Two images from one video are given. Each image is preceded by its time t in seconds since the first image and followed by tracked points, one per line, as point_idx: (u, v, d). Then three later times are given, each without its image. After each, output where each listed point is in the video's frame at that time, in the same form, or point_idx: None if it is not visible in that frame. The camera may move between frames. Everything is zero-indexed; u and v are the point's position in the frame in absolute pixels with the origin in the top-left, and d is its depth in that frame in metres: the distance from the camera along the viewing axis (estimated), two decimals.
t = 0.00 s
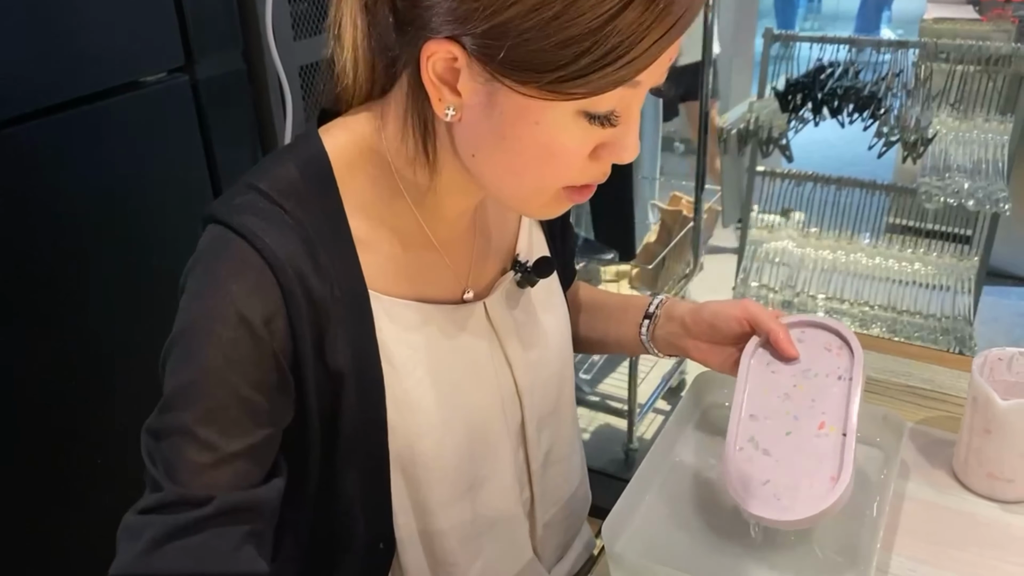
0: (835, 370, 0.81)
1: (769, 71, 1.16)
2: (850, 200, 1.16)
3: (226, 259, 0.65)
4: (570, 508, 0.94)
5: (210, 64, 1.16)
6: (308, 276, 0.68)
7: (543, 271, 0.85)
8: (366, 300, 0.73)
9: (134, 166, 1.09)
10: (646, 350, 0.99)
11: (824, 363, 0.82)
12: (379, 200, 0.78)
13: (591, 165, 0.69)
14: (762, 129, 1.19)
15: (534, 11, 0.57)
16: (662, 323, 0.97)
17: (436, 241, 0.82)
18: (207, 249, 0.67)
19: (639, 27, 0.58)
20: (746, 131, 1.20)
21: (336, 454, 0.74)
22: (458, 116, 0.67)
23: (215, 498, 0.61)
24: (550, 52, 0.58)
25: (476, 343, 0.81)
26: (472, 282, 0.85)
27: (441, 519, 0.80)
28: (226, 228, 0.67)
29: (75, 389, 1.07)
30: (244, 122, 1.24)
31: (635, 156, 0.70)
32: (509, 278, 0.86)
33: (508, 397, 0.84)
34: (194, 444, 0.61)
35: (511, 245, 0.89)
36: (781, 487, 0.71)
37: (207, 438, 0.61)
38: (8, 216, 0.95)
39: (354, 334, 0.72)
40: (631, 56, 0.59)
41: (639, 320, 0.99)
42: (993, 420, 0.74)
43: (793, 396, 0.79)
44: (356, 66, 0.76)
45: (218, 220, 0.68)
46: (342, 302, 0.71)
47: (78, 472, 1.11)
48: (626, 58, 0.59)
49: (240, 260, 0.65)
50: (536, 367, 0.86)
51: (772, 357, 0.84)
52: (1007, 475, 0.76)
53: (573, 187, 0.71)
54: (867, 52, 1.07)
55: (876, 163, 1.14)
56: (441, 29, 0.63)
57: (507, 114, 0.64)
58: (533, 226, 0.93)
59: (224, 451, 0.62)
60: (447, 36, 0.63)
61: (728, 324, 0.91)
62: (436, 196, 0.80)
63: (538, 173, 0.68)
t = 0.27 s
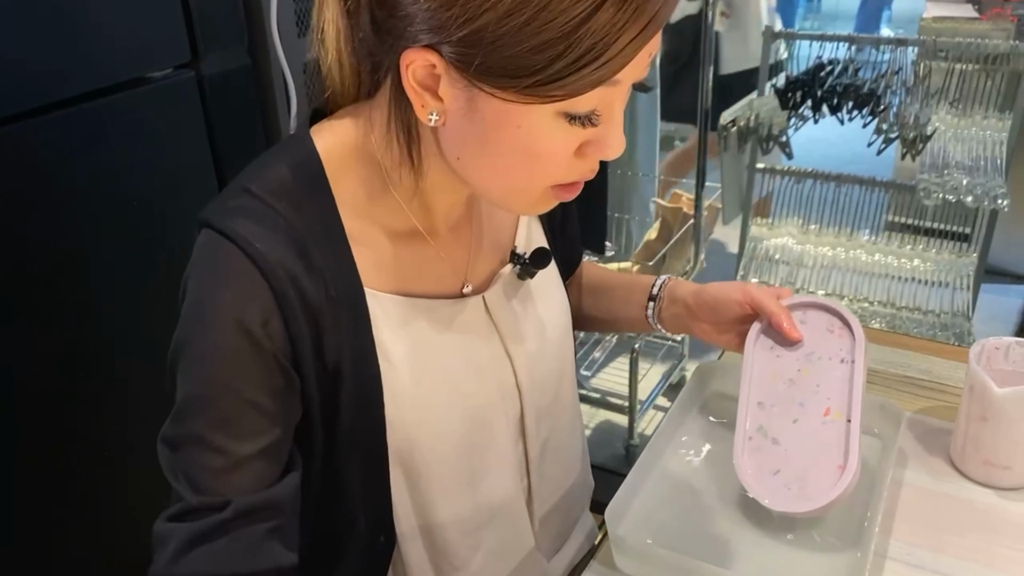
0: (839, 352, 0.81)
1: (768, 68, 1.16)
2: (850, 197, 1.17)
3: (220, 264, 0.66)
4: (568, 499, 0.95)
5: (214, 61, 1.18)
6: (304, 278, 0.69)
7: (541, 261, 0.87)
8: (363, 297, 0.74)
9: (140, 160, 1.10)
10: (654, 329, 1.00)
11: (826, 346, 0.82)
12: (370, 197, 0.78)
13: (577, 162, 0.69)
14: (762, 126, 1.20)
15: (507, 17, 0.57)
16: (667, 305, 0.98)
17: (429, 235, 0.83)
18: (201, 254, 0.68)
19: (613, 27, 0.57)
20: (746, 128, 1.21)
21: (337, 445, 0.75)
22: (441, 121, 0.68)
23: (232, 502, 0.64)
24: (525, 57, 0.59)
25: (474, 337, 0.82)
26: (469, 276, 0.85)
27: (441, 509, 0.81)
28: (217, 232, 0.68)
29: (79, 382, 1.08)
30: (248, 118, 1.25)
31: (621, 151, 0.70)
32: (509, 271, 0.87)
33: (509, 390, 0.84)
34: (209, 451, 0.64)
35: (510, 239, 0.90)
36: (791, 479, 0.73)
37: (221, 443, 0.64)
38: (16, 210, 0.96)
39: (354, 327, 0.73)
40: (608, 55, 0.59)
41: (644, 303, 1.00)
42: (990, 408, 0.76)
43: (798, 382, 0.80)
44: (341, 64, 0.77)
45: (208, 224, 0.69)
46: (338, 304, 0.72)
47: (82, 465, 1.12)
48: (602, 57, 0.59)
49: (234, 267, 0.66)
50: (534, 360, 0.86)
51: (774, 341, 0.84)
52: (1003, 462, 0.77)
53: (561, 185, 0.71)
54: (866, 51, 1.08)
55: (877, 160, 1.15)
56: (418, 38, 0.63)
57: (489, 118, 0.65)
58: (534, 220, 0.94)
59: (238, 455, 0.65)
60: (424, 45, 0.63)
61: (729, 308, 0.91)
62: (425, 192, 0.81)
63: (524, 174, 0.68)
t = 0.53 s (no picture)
0: (847, 322, 0.83)
1: (770, 66, 1.17)
2: (850, 195, 1.18)
3: (212, 277, 0.67)
4: (571, 495, 0.95)
5: (217, 59, 1.18)
6: (297, 292, 0.69)
7: (540, 261, 0.87)
8: (358, 301, 0.73)
9: (144, 159, 1.10)
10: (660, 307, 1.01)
11: (835, 315, 0.83)
12: (363, 198, 0.77)
13: (576, 154, 0.69)
14: (763, 124, 1.20)
15: (494, 24, 0.56)
16: (673, 285, 0.98)
17: (427, 237, 0.82)
18: (192, 268, 0.68)
19: (604, 24, 0.56)
20: (749, 126, 1.20)
21: (339, 443, 0.76)
22: (435, 127, 0.67)
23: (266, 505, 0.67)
24: (515, 62, 0.58)
25: (473, 335, 0.82)
26: (466, 276, 0.85)
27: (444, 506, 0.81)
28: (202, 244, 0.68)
29: (84, 380, 1.09)
30: (251, 116, 1.26)
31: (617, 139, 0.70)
32: (507, 271, 0.86)
33: (509, 389, 0.84)
34: (238, 459, 0.67)
35: (510, 237, 0.90)
36: (808, 452, 0.75)
37: (248, 450, 0.67)
38: (21, 206, 0.96)
39: (353, 325, 0.73)
40: (600, 52, 0.58)
41: (650, 282, 1.00)
42: (992, 403, 0.76)
43: (809, 354, 0.81)
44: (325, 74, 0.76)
45: (195, 234, 0.69)
46: (336, 309, 0.72)
47: (87, 464, 1.12)
48: (595, 56, 0.58)
49: (224, 282, 0.66)
50: (534, 359, 0.86)
51: (784, 314, 0.85)
52: (1005, 457, 0.78)
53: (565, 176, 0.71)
54: (866, 49, 1.08)
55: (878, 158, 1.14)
56: (404, 52, 0.62)
57: (483, 122, 0.64)
58: (534, 218, 0.94)
59: (266, 457, 0.67)
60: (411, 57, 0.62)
61: (737, 283, 0.92)
62: (420, 197, 0.79)
63: (521, 174, 0.68)
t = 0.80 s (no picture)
0: (849, 313, 0.81)
1: (773, 65, 1.17)
2: (853, 196, 1.16)
3: (211, 288, 0.67)
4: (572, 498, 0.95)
5: (217, 61, 1.18)
6: (297, 301, 0.69)
7: (541, 267, 0.86)
8: (359, 309, 0.73)
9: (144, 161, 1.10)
10: (661, 300, 1.00)
11: (837, 305, 0.81)
12: (362, 206, 0.77)
13: (569, 163, 0.68)
14: (764, 125, 1.21)
15: (479, 37, 0.56)
16: (675, 273, 0.98)
17: (426, 245, 0.82)
18: (190, 278, 0.68)
19: (590, 35, 0.56)
20: (749, 126, 1.21)
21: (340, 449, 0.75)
22: (425, 138, 0.67)
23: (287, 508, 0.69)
24: (500, 75, 0.57)
25: (474, 339, 0.82)
26: (467, 283, 0.85)
27: (445, 512, 0.81)
28: (200, 255, 0.68)
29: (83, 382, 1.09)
30: (251, 118, 1.26)
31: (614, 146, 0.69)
32: (509, 277, 0.86)
33: (510, 394, 0.84)
34: (256, 465, 0.68)
35: (510, 242, 0.90)
36: (795, 434, 0.71)
37: (266, 455, 0.68)
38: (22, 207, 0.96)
39: (354, 330, 0.73)
40: (588, 63, 0.57)
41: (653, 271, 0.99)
42: (994, 406, 0.76)
43: (806, 341, 0.79)
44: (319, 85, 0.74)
45: (194, 244, 0.69)
46: (336, 316, 0.71)
47: (85, 467, 1.11)
48: (583, 67, 0.57)
49: (223, 294, 0.66)
50: (534, 364, 0.86)
51: (786, 305, 0.83)
52: (1008, 461, 0.78)
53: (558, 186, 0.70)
54: (867, 50, 1.08)
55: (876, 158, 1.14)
56: (390, 65, 0.62)
57: (472, 135, 0.64)
58: (535, 222, 0.94)
59: (282, 461, 0.69)
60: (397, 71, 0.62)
61: (742, 271, 0.91)
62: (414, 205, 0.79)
63: (514, 184, 0.68)
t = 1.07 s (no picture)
0: (846, 313, 0.79)
1: (770, 66, 1.17)
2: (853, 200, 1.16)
3: (203, 292, 0.66)
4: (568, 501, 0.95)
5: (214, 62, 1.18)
6: (287, 303, 0.68)
7: (537, 271, 0.86)
8: (354, 312, 0.73)
9: (140, 162, 1.10)
10: (658, 304, 1.00)
11: (834, 306, 0.80)
12: (354, 210, 0.76)
13: (553, 171, 0.68)
14: (763, 125, 1.21)
15: (455, 37, 0.55)
16: (674, 274, 0.97)
17: (420, 248, 0.82)
18: (180, 282, 0.67)
19: (568, 40, 0.55)
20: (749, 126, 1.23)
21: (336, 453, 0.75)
22: (406, 141, 0.67)
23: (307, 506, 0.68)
24: (476, 79, 0.57)
25: (470, 343, 0.81)
26: (462, 285, 0.85)
27: (442, 517, 0.80)
28: (189, 257, 0.67)
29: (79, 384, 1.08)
30: (248, 120, 1.25)
31: (599, 154, 0.68)
32: (505, 281, 0.86)
33: (507, 398, 0.84)
34: (272, 464, 0.67)
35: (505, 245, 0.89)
36: (778, 424, 0.69)
37: (279, 453, 0.67)
38: (18, 210, 0.95)
39: (349, 334, 0.72)
40: (566, 69, 0.56)
41: (650, 273, 1.00)
42: (995, 410, 0.75)
43: (800, 337, 0.77)
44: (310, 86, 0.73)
45: (183, 249, 0.68)
46: (333, 319, 0.71)
47: (82, 470, 1.11)
48: (560, 72, 0.56)
49: (216, 298, 0.65)
50: (531, 368, 0.86)
51: (783, 305, 0.82)
52: (1008, 465, 0.77)
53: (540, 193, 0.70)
54: (867, 51, 1.08)
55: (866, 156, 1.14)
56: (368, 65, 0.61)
57: (451, 138, 0.63)
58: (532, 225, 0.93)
59: (295, 460, 0.68)
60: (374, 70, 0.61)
61: (741, 268, 0.91)
62: (405, 208, 0.79)
63: (493, 190, 0.67)
